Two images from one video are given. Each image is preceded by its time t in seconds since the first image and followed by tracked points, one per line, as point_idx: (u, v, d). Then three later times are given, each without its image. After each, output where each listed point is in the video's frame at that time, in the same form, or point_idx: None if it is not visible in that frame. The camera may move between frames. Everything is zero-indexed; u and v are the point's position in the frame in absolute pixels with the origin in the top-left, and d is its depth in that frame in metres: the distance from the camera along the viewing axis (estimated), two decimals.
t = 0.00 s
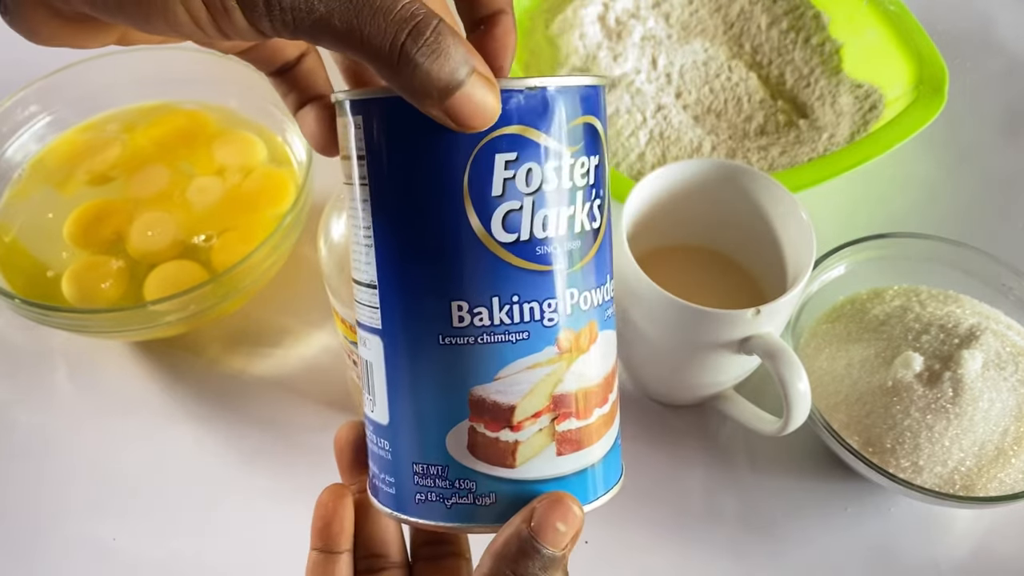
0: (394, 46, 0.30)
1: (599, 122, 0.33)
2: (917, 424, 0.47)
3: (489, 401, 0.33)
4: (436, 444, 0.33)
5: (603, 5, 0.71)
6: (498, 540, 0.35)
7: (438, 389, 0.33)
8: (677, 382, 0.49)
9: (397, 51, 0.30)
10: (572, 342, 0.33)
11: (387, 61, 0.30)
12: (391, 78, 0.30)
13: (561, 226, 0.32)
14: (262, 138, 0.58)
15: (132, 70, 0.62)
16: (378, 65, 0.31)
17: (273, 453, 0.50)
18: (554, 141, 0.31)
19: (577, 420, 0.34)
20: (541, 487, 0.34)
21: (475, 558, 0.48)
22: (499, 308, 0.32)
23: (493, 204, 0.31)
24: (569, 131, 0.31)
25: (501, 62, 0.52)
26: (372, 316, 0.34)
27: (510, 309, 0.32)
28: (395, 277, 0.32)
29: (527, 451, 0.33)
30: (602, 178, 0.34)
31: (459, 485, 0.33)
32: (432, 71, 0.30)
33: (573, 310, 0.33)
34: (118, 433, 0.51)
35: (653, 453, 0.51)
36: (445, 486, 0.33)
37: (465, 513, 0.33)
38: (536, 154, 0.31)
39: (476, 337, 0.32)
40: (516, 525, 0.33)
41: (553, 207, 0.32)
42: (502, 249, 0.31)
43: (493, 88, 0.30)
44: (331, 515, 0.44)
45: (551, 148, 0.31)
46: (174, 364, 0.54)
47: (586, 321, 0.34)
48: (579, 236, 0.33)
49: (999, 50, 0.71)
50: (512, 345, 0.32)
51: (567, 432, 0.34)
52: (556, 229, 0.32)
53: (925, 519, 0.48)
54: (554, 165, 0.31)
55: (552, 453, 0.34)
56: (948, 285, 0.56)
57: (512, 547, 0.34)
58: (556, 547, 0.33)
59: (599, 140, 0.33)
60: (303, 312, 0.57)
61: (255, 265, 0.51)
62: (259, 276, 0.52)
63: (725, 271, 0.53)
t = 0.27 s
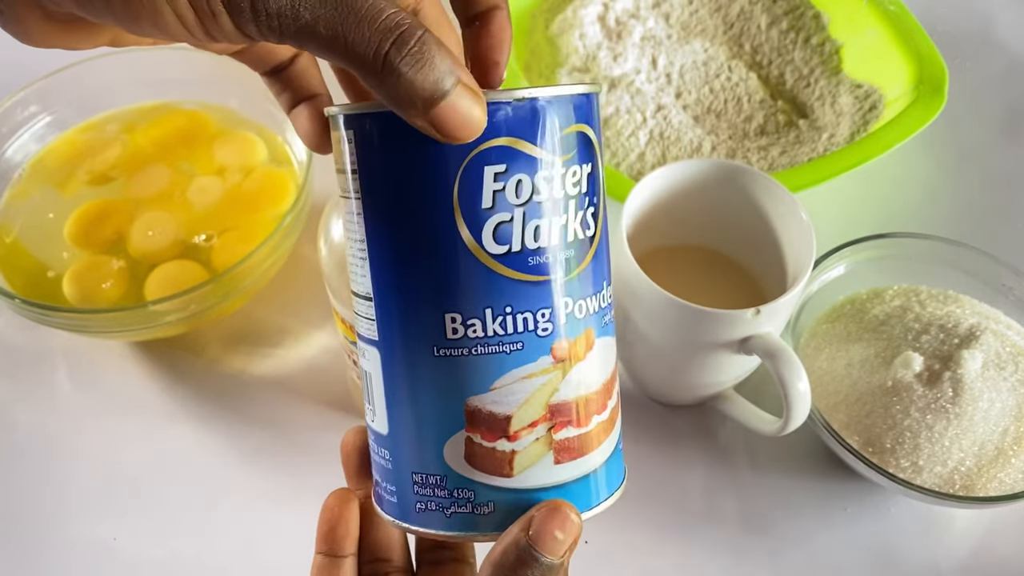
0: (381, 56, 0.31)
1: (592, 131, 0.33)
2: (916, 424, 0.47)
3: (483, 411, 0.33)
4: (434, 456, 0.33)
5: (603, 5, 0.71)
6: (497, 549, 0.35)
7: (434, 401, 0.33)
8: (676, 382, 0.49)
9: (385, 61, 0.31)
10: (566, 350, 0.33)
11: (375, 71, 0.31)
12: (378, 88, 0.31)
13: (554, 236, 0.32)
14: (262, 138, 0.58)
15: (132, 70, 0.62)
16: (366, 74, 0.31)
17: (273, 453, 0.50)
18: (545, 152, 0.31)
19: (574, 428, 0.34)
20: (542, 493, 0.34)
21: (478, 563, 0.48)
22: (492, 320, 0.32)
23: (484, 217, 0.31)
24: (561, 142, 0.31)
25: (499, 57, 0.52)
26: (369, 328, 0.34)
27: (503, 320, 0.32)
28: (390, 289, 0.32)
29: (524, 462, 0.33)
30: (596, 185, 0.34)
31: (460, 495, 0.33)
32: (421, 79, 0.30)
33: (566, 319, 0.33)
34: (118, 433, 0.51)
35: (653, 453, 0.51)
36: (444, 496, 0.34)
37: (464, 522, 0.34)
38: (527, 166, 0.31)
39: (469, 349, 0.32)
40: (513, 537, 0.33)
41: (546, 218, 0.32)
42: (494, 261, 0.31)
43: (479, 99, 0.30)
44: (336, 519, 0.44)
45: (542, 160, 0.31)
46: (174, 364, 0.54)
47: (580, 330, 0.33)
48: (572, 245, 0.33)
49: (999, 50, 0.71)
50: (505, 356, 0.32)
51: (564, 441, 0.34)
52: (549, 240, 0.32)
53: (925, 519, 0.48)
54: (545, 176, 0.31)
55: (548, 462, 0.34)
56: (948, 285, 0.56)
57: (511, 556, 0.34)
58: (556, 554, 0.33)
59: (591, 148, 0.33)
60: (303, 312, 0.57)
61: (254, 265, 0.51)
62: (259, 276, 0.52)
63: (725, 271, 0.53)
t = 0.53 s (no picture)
0: (366, 63, 0.30)
1: (583, 134, 0.32)
2: (916, 424, 0.47)
3: (469, 420, 0.33)
4: (424, 461, 0.34)
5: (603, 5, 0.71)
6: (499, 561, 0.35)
7: (423, 408, 0.33)
8: (676, 382, 0.49)
9: (368, 69, 0.30)
10: (555, 359, 0.33)
11: (358, 77, 0.31)
12: (362, 95, 0.31)
13: (540, 243, 0.32)
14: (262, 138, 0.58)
15: (131, 70, 0.62)
16: (350, 80, 0.31)
17: (273, 453, 0.50)
18: (530, 160, 0.31)
19: (568, 435, 0.34)
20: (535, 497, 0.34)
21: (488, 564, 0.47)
22: (477, 328, 0.32)
23: (465, 225, 0.31)
24: (545, 147, 0.31)
25: (511, 44, 0.55)
26: (365, 335, 0.34)
27: (488, 329, 0.32)
28: (380, 297, 0.33)
29: (512, 470, 0.33)
30: (589, 190, 0.33)
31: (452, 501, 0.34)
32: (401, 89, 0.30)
33: (555, 327, 0.33)
34: (118, 433, 0.51)
35: (653, 453, 0.51)
36: (436, 502, 0.34)
37: (457, 528, 0.34)
38: (507, 172, 0.31)
39: (454, 358, 0.32)
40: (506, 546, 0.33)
41: (530, 225, 0.31)
42: (478, 269, 0.31)
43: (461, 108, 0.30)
44: (348, 517, 0.44)
45: (523, 166, 0.31)
46: (174, 364, 0.54)
47: (574, 337, 0.33)
48: (561, 252, 0.32)
49: (999, 50, 0.71)
50: (491, 365, 0.32)
51: (556, 448, 0.34)
52: (534, 247, 0.32)
53: (926, 519, 0.48)
54: (528, 182, 0.31)
55: (539, 470, 0.34)
56: (948, 285, 0.56)
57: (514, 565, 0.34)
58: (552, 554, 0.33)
59: (582, 153, 0.32)
60: (303, 312, 0.57)
61: (254, 265, 0.51)
62: (259, 276, 0.52)
63: (725, 271, 0.53)
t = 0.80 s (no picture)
0: (344, 84, 0.30)
1: (562, 146, 0.32)
2: (917, 424, 0.47)
3: (451, 438, 0.33)
4: (416, 476, 0.34)
5: (603, 5, 0.71)
6: None
7: (412, 424, 0.34)
8: (676, 382, 0.49)
9: (347, 89, 0.30)
10: (537, 380, 0.33)
11: (336, 96, 0.31)
12: (342, 115, 0.31)
13: (516, 262, 0.32)
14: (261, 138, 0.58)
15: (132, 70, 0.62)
16: (327, 96, 0.31)
17: (273, 453, 0.51)
18: (500, 178, 0.31)
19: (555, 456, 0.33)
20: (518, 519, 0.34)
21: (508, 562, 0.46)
22: (454, 348, 0.32)
23: (437, 246, 0.31)
24: (515, 164, 0.31)
25: (543, 27, 0.50)
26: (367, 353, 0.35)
27: (465, 348, 0.32)
28: (371, 318, 0.33)
29: (497, 490, 0.33)
30: (573, 205, 0.33)
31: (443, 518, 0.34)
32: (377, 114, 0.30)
33: (536, 347, 0.32)
34: (118, 433, 0.51)
35: (654, 453, 0.51)
36: (427, 516, 0.35)
37: (447, 544, 0.35)
38: (475, 192, 0.31)
39: (434, 376, 0.33)
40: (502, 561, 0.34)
41: (504, 244, 0.31)
42: (452, 290, 0.31)
43: (431, 129, 0.30)
44: (380, 522, 0.44)
45: (493, 185, 0.31)
46: (174, 364, 0.54)
47: (560, 356, 0.33)
48: (539, 270, 0.32)
49: (999, 50, 0.71)
50: (469, 384, 0.32)
51: (542, 469, 0.33)
52: (509, 265, 0.32)
53: (926, 519, 0.48)
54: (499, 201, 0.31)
55: (524, 492, 0.33)
56: (949, 285, 0.56)
57: None
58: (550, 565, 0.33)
59: (561, 169, 0.32)
60: (303, 312, 0.57)
61: (254, 265, 0.51)
62: (259, 276, 0.52)
63: (724, 271, 0.53)
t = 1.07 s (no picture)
0: (316, 113, 0.30)
1: (531, 164, 0.32)
2: (917, 424, 0.47)
3: (433, 456, 0.34)
4: (410, 493, 0.36)
5: (603, 5, 0.71)
6: None
7: (401, 443, 0.35)
8: (676, 382, 0.49)
9: (319, 118, 0.30)
10: (512, 401, 0.33)
11: (307, 122, 0.30)
12: (316, 142, 0.30)
13: (483, 282, 0.32)
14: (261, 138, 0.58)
15: (132, 70, 0.62)
16: (299, 121, 0.30)
17: (273, 453, 0.50)
18: (461, 198, 0.31)
19: (535, 475, 0.34)
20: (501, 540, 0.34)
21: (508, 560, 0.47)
22: (429, 367, 0.33)
23: (406, 267, 0.32)
24: (478, 183, 0.31)
25: (557, 43, 0.51)
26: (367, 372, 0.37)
27: (438, 368, 0.33)
28: (365, 340, 0.35)
29: (478, 509, 0.34)
30: (545, 223, 0.32)
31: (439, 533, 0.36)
32: (347, 148, 0.30)
33: (509, 367, 0.33)
34: (118, 434, 0.51)
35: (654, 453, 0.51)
36: (423, 531, 0.36)
37: (441, 558, 0.36)
38: (438, 214, 0.31)
39: (414, 396, 0.34)
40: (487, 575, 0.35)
41: (471, 264, 0.32)
42: (422, 310, 0.32)
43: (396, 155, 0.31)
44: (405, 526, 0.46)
45: (456, 206, 0.31)
46: (174, 364, 0.54)
47: (533, 377, 0.33)
48: (509, 290, 0.32)
49: (999, 50, 0.71)
50: (446, 404, 0.33)
51: (522, 488, 0.34)
52: (477, 286, 0.32)
53: (927, 519, 0.48)
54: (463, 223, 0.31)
55: (505, 513, 0.34)
56: (949, 285, 0.56)
57: None
58: None
59: (526, 186, 0.32)
60: (303, 312, 0.57)
61: (253, 266, 0.51)
62: (258, 276, 0.52)
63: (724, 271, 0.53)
